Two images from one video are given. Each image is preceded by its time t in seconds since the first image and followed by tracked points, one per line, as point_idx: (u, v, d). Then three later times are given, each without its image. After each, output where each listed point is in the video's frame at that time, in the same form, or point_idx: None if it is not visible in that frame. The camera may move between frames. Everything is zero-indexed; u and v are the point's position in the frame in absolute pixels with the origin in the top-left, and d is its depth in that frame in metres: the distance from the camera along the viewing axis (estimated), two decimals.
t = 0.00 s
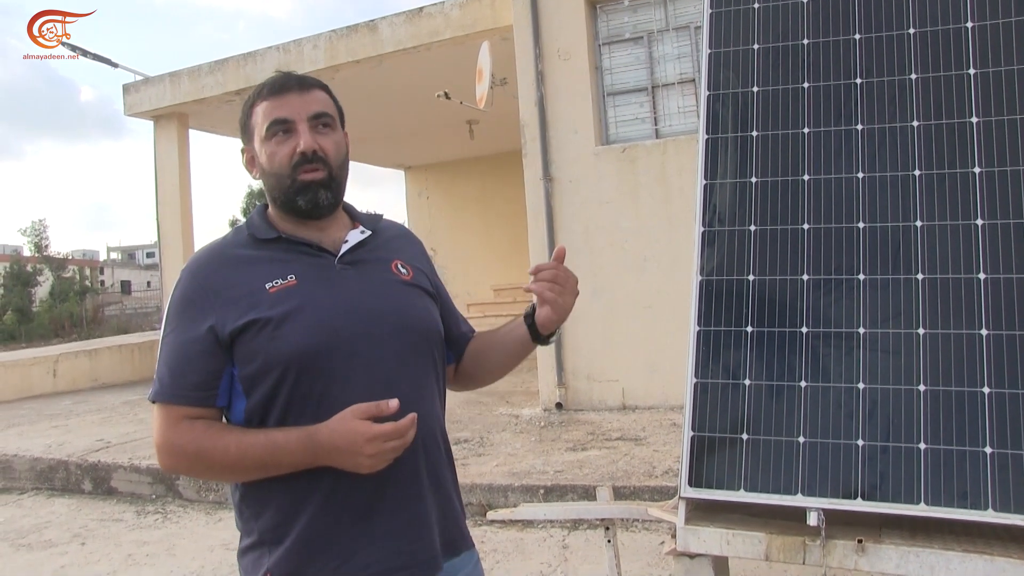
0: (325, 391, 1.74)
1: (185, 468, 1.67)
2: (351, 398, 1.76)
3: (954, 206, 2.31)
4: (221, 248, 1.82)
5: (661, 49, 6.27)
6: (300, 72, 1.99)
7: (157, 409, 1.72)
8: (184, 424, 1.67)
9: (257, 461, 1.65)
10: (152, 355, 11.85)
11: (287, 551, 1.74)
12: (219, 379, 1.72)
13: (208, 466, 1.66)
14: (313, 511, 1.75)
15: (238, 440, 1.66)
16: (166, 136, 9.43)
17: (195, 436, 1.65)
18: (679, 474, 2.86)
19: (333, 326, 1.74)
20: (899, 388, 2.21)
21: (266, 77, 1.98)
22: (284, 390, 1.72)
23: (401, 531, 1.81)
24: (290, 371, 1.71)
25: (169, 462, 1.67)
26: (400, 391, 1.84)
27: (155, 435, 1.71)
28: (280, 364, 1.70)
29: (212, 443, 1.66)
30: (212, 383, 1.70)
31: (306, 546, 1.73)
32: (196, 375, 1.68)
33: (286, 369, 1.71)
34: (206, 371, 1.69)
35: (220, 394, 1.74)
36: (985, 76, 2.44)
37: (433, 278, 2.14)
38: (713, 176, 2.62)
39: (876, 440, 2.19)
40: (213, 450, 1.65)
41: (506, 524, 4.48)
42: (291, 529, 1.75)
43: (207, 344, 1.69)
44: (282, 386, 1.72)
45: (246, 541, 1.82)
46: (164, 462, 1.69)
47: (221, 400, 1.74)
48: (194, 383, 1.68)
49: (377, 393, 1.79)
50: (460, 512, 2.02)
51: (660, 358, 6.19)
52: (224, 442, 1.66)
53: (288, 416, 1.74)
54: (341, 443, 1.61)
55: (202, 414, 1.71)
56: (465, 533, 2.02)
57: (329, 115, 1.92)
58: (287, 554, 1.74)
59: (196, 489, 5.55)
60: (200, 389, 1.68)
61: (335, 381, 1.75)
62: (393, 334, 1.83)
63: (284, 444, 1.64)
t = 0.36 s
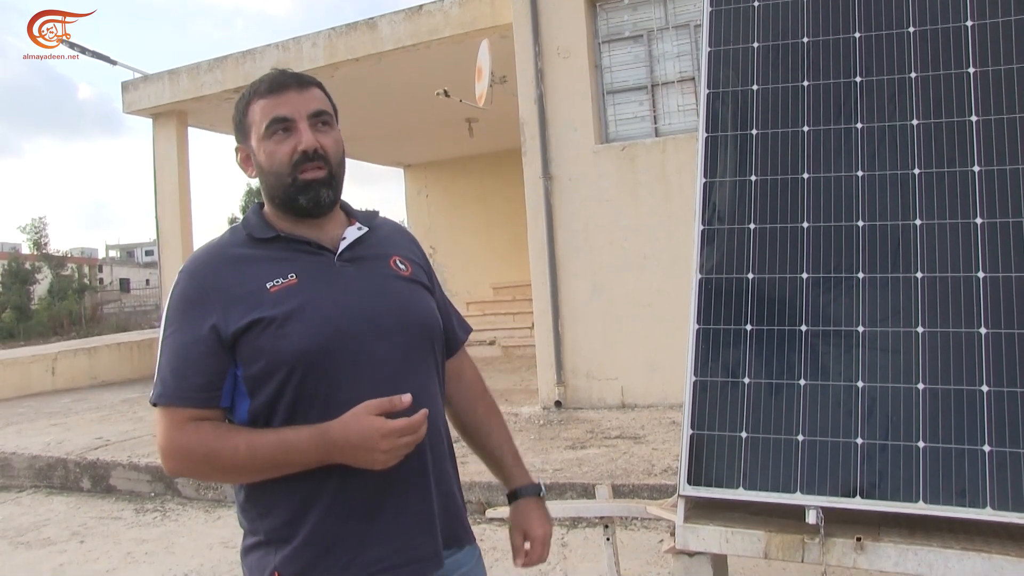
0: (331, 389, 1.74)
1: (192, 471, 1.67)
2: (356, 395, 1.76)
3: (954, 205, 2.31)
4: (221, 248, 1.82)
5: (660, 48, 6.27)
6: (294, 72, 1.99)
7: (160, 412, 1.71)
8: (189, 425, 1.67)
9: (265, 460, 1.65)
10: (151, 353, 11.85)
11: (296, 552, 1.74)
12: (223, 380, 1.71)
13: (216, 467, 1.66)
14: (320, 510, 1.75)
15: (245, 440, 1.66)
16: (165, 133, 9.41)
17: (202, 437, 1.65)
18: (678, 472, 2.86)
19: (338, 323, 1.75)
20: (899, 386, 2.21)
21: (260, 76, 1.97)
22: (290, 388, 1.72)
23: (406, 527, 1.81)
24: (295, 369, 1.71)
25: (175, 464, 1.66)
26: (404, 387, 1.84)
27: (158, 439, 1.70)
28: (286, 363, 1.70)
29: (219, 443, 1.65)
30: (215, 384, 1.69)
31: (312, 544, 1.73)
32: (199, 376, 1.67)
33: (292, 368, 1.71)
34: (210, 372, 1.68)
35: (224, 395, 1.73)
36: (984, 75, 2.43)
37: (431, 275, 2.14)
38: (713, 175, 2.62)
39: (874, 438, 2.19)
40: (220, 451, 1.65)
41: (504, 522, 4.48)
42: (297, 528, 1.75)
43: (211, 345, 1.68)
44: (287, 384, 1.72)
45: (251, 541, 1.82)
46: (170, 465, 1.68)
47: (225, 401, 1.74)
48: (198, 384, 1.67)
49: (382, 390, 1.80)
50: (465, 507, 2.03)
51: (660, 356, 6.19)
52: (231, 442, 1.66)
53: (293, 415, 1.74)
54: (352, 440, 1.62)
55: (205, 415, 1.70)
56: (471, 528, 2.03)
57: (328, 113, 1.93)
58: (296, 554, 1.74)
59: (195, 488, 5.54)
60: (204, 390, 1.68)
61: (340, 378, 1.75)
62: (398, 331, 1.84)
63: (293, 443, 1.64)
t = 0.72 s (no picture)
0: (330, 388, 1.74)
1: (187, 465, 1.67)
2: (355, 396, 1.75)
3: (955, 202, 2.30)
4: (225, 242, 1.81)
5: (660, 45, 6.26)
6: (307, 67, 1.99)
7: (160, 405, 1.71)
8: (186, 420, 1.67)
9: (258, 459, 1.64)
10: (151, 351, 11.85)
11: (291, 549, 1.73)
12: (222, 376, 1.70)
13: (210, 463, 1.66)
14: (316, 509, 1.74)
15: (239, 438, 1.66)
16: (165, 131, 9.40)
17: (198, 433, 1.65)
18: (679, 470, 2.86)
19: (338, 322, 1.74)
20: (901, 383, 2.20)
21: (273, 70, 1.97)
22: (289, 386, 1.72)
23: (404, 525, 1.80)
24: (295, 367, 1.70)
25: (171, 458, 1.66)
26: (405, 388, 1.83)
27: (157, 432, 1.70)
28: (285, 360, 1.70)
29: (214, 440, 1.65)
30: (215, 380, 1.69)
31: (308, 542, 1.73)
32: (199, 371, 1.67)
33: (291, 366, 1.70)
34: (210, 367, 1.68)
35: (224, 390, 1.72)
36: (987, 72, 2.42)
37: (437, 274, 2.13)
38: (713, 172, 2.62)
39: (876, 436, 2.18)
40: (214, 448, 1.65)
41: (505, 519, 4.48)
42: (295, 526, 1.75)
43: (211, 341, 1.68)
44: (287, 382, 1.71)
45: (249, 536, 1.82)
46: (166, 458, 1.68)
47: (225, 396, 1.73)
48: (197, 379, 1.67)
49: (382, 390, 1.79)
50: (464, 507, 2.02)
51: (660, 353, 6.19)
52: (226, 440, 1.65)
53: (292, 413, 1.74)
54: (342, 444, 1.61)
55: (204, 410, 1.70)
56: (471, 526, 2.02)
57: (340, 108, 1.93)
58: (292, 551, 1.74)
59: (195, 485, 5.54)
60: (203, 386, 1.67)
61: (340, 377, 1.74)
62: (399, 331, 1.83)
63: (285, 444, 1.64)
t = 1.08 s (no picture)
0: (334, 385, 1.74)
1: (190, 460, 1.67)
2: (358, 392, 1.75)
3: (956, 202, 2.30)
4: (230, 240, 1.82)
5: (662, 43, 6.25)
6: (314, 66, 2.00)
7: (165, 402, 1.72)
8: (189, 415, 1.67)
9: (256, 451, 1.64)
10: (154, 349, 11.87)
11: (295, 545, 1.74)
12: (227, 373, 1.71)
13: (212, 457, 1.66)
14: (319, 505, 1.74)
15: (238, 431, 1.65)
16: (167, 129, 9.41)
17: (198, 427, 1.65)
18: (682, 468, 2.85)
19: (342, 318, 1.74)
20: (902, 381, 2.20)
21: (280, 69, 1.97)
22: (293, 383, 1.72)
23: (407, 522, 1.81)
24: (298, 364, 1.71)
25: (173, 453, 1.67)
26: (408, 384, 1.83)
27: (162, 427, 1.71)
28: (289, 357, 1.70)
29: (214, 433, 1.65)
30: (220, 377, 1.70)
31: (313, 538, 1.74)
32: (204, 368, 1.67)
33: (295, 363, 1.71)
34: (214, 364, 1.68)
35: (228, 387, 1.73)
36: (989, 70, 2.41)
37: (442, 272, 2.13)
38: (715, 171, 2.62)
39: (878, 434, 2.18)
40: (214, 441, 1.65)
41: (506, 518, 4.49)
42: (299, 523, 1.75)
43: (215, 338, 1.68)
44: (291, 379, 1.72)
45: (254, 532, 1.82)
46: (171, 454, 1.69)
47: (229, 393, 1.74)
48: (202, 376, 1.67)
49: (386, 387, 1.79)
50: (469, 503, 2.02)
51: (662, 352, 6.19)
52: (225, 433, 1.65)
53: (295, 410, 1.74)
54: (332, 432, 1.59)
55: (208, 406, 1.70)
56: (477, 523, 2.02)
57: (347, 106, 1.93)
58: (296, 547, 1.74)
59: (198, 483, 5.55)
60: (207, 382, 1.68)
61: (343, 374, 1.74)
62: (402, 328, 1.83)
63: (280, 434, 1.63)
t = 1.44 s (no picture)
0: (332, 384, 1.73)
1: (184, 454, 1.67)
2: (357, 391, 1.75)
3: (956, 199, 2.30)
4: (231, 237, 1.83)
5: (662, 41, 6.24)
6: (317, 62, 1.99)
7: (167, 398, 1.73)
8: (184, 410, 1.67)
9: (236, 440, 1.62)
10: (154, 348, 11.87)
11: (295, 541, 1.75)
12: (227, 370, 1.71)
13: (202, 450, 1.65)
14: (318, 501, 1.75)
15: (221, 420, 1.64)
16: (167, 128, 9.40)
17: (190, 421, 1.66)
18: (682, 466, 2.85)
19: (340, 317, 1.74)
20: (903, 379, 2.20)
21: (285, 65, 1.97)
22: (292, 380, 1.71)
23: (407, 519, 1.80)
24: (297, 362, 1.70)
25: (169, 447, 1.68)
26: (409, 383, 1.83)
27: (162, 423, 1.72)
28: (288, 355, 1.70)
29: (202, 425, 1.65)
30: (220, 374, 1.70)
31: (311, 534, 1.73)
32: (204, 366, 1.68)
33: (293, 361, 1.70)
34: (214, 361, 1.68)
35: (228, 384, 1.73)
36: (989, 66, 2.41)
37: (445, 271, 2.12)
38: (716, 168, 2.62)
39: (878, 432, 2.18)
40: (202, 432, 1.64)
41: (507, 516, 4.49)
42: (298, 519, 1.75)
43: (215, 335, 1.68)
44: (290, 376, 1.71)
45: (255, 529, 1.83)
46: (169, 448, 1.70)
47: (229, 390, 1.74)
48: (202, 373, 1.67)
49: (386, 386, 1.79)
50: (469, 501, 2.01)
51: (662, 350, 6.18)
52: (210, 424, 1.64)
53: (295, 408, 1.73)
54: (298, 415, 1.54)
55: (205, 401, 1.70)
56: (478, 521, 2.02)
57: (350, 103, 1.93)
58: (295, 544, 1.74)
59: (198, 482, 5.55)
60: (206, 379, 1.68)
61: (342, 372, 1.73)
62: (402, 327, 1.83)
63: (254, 420, 1.60)
